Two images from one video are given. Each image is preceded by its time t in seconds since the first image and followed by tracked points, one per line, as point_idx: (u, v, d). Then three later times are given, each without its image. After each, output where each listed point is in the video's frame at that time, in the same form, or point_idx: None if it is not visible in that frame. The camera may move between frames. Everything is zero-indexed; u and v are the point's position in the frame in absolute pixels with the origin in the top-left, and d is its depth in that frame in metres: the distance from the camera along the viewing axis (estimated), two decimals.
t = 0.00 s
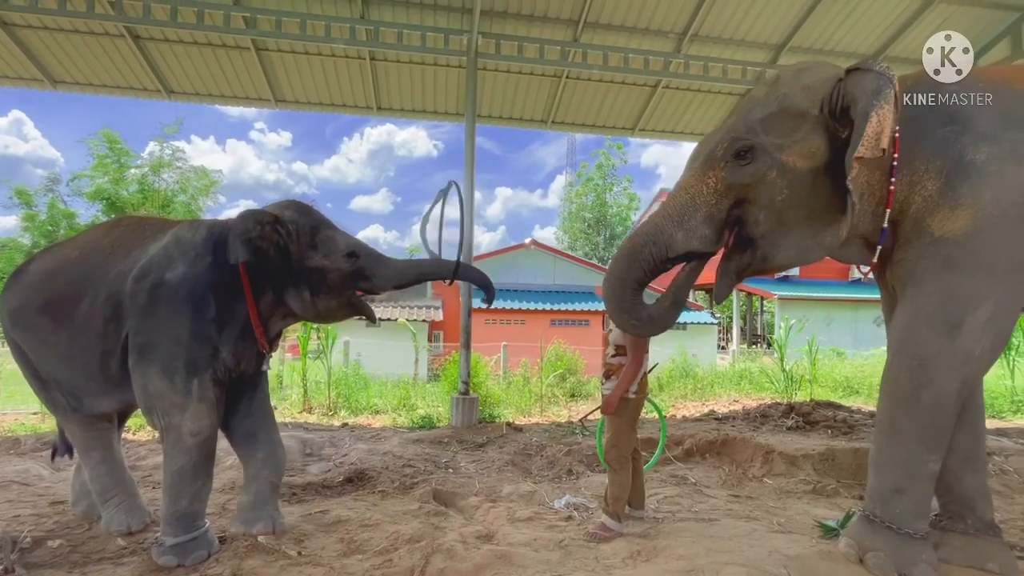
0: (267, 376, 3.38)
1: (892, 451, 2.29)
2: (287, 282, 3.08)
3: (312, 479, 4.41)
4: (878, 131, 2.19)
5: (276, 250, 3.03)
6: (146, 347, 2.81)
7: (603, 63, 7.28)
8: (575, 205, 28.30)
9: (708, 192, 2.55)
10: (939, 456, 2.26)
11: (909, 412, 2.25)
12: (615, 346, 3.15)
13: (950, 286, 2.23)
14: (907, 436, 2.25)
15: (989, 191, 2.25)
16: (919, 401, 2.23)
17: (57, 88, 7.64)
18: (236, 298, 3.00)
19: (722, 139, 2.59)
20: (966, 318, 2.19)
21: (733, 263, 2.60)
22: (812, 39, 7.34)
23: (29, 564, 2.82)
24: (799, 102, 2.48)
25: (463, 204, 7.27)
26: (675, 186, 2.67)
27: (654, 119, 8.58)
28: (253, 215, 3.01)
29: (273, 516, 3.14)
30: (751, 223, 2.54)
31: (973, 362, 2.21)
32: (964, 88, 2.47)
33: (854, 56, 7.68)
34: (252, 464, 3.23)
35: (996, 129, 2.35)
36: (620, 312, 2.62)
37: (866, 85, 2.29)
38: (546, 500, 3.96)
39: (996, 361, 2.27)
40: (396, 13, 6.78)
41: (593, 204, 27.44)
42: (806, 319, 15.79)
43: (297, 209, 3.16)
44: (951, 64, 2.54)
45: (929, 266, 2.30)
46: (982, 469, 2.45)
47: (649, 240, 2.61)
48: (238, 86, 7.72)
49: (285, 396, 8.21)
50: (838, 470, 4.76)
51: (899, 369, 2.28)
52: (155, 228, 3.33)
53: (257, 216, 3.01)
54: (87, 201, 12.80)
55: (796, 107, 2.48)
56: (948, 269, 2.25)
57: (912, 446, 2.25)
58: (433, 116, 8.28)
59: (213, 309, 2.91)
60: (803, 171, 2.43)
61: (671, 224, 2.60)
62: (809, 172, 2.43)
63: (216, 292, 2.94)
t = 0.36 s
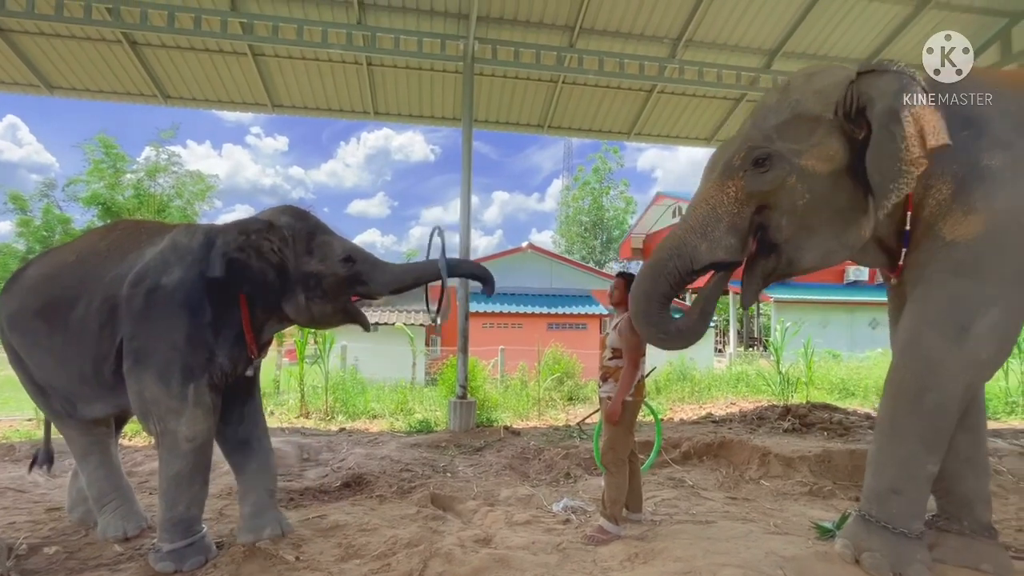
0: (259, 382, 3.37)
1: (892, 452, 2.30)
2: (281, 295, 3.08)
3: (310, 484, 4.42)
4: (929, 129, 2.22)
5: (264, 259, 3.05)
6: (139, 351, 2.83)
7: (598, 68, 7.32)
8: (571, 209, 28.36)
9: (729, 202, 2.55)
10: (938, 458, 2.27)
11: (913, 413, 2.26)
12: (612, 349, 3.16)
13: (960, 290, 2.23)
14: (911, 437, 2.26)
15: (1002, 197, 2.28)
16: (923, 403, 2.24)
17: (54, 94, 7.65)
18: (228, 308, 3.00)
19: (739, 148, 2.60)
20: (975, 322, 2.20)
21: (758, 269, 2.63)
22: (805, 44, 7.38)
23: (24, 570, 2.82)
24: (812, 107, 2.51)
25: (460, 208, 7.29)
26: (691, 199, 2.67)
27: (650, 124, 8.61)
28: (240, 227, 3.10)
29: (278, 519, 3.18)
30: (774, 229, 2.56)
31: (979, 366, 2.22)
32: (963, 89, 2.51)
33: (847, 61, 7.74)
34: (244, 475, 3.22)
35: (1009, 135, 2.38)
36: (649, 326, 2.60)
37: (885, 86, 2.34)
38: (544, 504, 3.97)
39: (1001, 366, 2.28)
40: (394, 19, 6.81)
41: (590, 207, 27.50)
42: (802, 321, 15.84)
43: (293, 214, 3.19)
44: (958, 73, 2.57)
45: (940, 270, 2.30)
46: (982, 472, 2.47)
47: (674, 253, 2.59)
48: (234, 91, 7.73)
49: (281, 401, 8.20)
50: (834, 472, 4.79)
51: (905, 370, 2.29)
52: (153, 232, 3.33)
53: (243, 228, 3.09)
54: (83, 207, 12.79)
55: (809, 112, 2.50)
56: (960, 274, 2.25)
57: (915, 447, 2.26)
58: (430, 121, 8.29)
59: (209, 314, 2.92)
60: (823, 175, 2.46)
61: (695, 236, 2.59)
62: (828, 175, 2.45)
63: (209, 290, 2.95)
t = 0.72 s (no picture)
0: (272, 383, 3.39)
1: (892, 453, 2.30)
2: (282, 305, 3.06)
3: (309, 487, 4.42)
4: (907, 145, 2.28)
5: (264, 267, 3.02)
6: (139, 352, 2.85)
7: (596, 72, 7.34)
8: (570, 212, 28.41)
9: (739, 210, 2.56)
10: (937, 460, 2.27)
11: (916, 415, 2.26)
12: (610, 353, 3.17)
13: (965, 294, 2.23)
14: (912, 438, 2.26)
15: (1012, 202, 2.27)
16: (926, 404, 2.24)
17: (54, 99, 7.67)
18: (228, 313, 3.01)
19: (749, 155, 2.60)
20: (981, 326, 2.20)
21: (768, 276, 2.63)
22: (801, 48, 7.41)
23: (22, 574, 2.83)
24: (821, 113, 2.50)
25: (459, 212, 7.31)
26: (701, 206, 2.68)
27: (648, 127, 8.64)
28: (238, 237, 3.07)
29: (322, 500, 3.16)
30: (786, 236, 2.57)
31: (984, 370, 2.21)
32: (963, 89, 2.51)
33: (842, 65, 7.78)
34: (278, 463, 3.20)
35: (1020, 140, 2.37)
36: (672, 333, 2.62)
37: (891, 95, 2.36)
38: (542, 507, 3.97)
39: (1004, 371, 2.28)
40: (392, 24, 6.83)
41: (589, 210, 27.55)
42: (801, 324, 15.85)
43: (293, 219, 3.17)
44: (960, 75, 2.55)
45: (945, 272, 2.31)
46: (981, 474, 2.49)
47: (686, 261, 2.63)
48: (234, 96, 7.74)
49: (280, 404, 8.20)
50: (833, 474, 4.79)
51: (910, 372, 2.28)
52: (152, 237, 3.33)
53: (241, 237, 3.06)
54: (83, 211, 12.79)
55: (818, 118, 2.50)
56: (965, 277, 2.26)
57: (915, 448, 2.26)
58: (429, 125, 8.31)
59: (210, 317, 2.94)
60: (833, 182, 2.46)
61: (705, 246, 2.62)
62: (838, 182, 2.46)
63: (208, 295, 2.97)
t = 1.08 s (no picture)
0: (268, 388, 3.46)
1: (892, 457, 2.31)
2: (287, 313, 3.11)
3: (309, 491, 4.43)
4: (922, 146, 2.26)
5: (272, 275, 3.04)
6: (143, 356, 2.84)
7: (595, 77, 7.36)
8: (570, 216, 28.43)
9: (744, 209, 2.56)
10: (937, 465, 2.28)
11: (917, 420, 2.26)
12: (608, 356, 3.17)
13: (969, 300, 2.22)
14: (913, 442, 2.27)
15: (1015, 206, 2.28)
16: (928, 408, 2.24)
17: (57, 105, 7.70)
18: (235, 319, 3.05)
19: (754, 155, 2.61)
20: (984, 331, 2.19)
21: (772, 277, 2.62)
22: (800, 52, 7.42)
23: None
24: (828, 114, 2.50)
25: (460, 217, 7.33)
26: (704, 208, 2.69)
27: (648, 132, 8.66)
28: (248, 245, 3.07)
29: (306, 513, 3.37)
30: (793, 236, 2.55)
31: (986, 376, 2.21)
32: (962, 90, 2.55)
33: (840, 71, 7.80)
34: (267, 473, 3.35)
35: None
36: (673, 333, 2.61)
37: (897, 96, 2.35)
38: (542, 511, 3.98)
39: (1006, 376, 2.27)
40: (393, 30, 6.86)
41: (589, 215, 27.58)
42: (801, 328, 15.85)
43: (301, 229, 3.20)
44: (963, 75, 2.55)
45: (949, 278, 2.30)
46: (979, 478, 2.49)
47: (688, 258, 2.64)
48: (236, 101, 7.76)
49: (280, 408, 8.21)
50: (833, 479, 4.79)
51: (912, 377, 2.28)
52: (157, 241, 3.34)
53: (251, 246, 3.06)
54: (85, 215, 12.83)
55: (826, 119, 2.50)
56: (967, 283, 2.25)
57: (916, 452, 2.27)
58: (429, 130, 8.33)
59: (215, 322, 2.96)
60: (840, 183, 2.46)
61: (708, 244, 2.62)
62: (845, 183, 2.46)
63: (216, 303, 3.00)
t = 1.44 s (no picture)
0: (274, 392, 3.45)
1: (892, 463, 2.30)
2: (300, 320, 3.09)
3: (309, 494, 4.43)
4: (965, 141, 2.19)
5: (285, 283, 3.02)
6: (154, 357, 2.86)
7: (597, 82, 7.38)
8: (572, 220, 28.44)
9: (752, 209, 2.47)
10: (937, 471, 2.27)
11: (917, 426, 2.25)
12: (606, 360, 3.17)
13: (970, 306, 2.21)
14: (914, 449, 2.26)
15: (1016, 213, 2.28)
16: (929, 414, 2.23)
17: (62, 109, 7.73)
18: (245, 324, 3.03)
19: (763, 155, 2.51)
20: (985, 337, 2.18)
21: (777, 276, 2.53)
22: (802, 57, 7.43)
23: None
24: (839, 114, 2.43)
25: (461, 221, 7.34)
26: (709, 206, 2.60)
27: (649, 136, 8.67)
28: (260, 253, 3.06)
29: (315, 512, 3.40)
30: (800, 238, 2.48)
31: (986, 382, 2.19)
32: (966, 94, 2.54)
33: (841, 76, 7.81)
34: (275, 477, 3.36)
35: None
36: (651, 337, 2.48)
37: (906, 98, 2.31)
38: (541, 515, 3.97)
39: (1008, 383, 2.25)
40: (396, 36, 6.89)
41: (591, 219, 27.60)
42: (803, 332, 15.82)
43: (312, 237, 3.20)
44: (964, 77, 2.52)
45: (949, 284, 2.29)
46: (979, 484, 2.49)
47: (695, 254, 2.52)
48: (239, 105, 7.79)
49: (281, 411, 8.22)
50: (834, 484, 4.78)
51: (912, 382, 2.28)
52: (169, 245, 3.34)
53: (263, 254, 3.05)
54: (88, 218, 12.87)
55: (836, 120, 2.42)
56: (969, 289, 2.24)
57: (916, 458, 2.26)
58: (430, 134, 8.35)
59: (227, 325, 2.96)
60: (849, 183, 2.38)
61: (716, 241, 2.51)
62: (855, 183, 2.38)
63: (229, 308, 2.99)
